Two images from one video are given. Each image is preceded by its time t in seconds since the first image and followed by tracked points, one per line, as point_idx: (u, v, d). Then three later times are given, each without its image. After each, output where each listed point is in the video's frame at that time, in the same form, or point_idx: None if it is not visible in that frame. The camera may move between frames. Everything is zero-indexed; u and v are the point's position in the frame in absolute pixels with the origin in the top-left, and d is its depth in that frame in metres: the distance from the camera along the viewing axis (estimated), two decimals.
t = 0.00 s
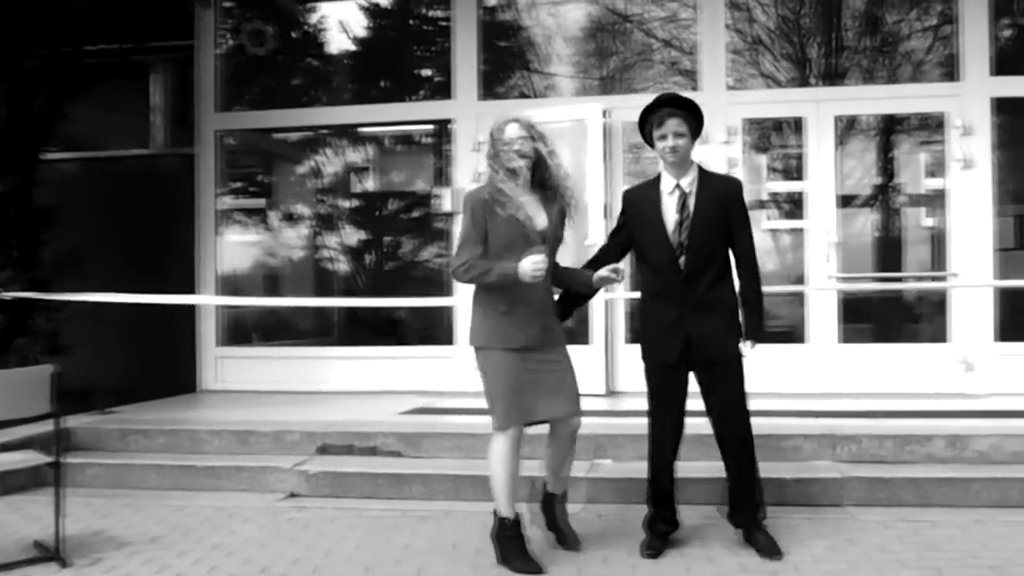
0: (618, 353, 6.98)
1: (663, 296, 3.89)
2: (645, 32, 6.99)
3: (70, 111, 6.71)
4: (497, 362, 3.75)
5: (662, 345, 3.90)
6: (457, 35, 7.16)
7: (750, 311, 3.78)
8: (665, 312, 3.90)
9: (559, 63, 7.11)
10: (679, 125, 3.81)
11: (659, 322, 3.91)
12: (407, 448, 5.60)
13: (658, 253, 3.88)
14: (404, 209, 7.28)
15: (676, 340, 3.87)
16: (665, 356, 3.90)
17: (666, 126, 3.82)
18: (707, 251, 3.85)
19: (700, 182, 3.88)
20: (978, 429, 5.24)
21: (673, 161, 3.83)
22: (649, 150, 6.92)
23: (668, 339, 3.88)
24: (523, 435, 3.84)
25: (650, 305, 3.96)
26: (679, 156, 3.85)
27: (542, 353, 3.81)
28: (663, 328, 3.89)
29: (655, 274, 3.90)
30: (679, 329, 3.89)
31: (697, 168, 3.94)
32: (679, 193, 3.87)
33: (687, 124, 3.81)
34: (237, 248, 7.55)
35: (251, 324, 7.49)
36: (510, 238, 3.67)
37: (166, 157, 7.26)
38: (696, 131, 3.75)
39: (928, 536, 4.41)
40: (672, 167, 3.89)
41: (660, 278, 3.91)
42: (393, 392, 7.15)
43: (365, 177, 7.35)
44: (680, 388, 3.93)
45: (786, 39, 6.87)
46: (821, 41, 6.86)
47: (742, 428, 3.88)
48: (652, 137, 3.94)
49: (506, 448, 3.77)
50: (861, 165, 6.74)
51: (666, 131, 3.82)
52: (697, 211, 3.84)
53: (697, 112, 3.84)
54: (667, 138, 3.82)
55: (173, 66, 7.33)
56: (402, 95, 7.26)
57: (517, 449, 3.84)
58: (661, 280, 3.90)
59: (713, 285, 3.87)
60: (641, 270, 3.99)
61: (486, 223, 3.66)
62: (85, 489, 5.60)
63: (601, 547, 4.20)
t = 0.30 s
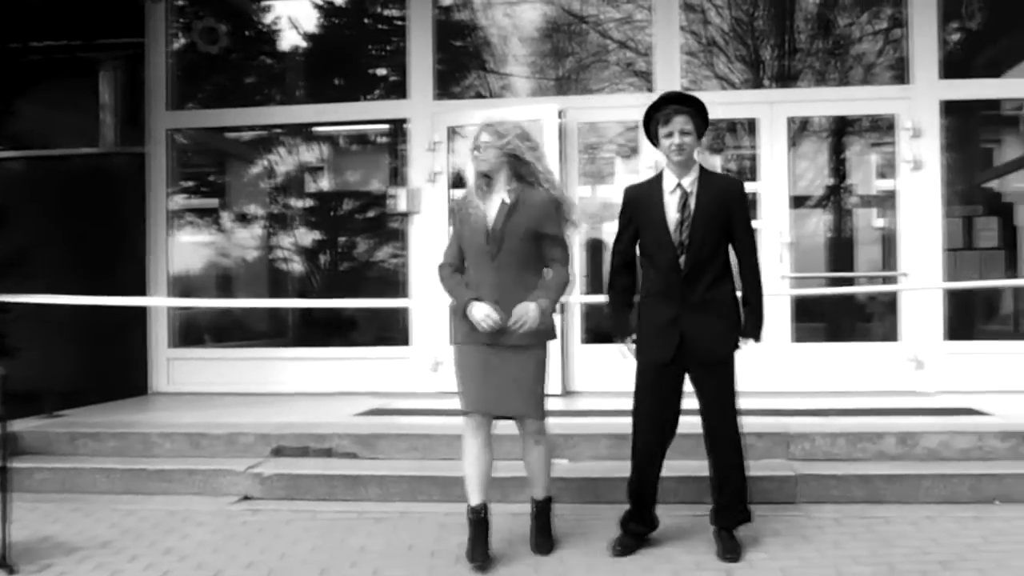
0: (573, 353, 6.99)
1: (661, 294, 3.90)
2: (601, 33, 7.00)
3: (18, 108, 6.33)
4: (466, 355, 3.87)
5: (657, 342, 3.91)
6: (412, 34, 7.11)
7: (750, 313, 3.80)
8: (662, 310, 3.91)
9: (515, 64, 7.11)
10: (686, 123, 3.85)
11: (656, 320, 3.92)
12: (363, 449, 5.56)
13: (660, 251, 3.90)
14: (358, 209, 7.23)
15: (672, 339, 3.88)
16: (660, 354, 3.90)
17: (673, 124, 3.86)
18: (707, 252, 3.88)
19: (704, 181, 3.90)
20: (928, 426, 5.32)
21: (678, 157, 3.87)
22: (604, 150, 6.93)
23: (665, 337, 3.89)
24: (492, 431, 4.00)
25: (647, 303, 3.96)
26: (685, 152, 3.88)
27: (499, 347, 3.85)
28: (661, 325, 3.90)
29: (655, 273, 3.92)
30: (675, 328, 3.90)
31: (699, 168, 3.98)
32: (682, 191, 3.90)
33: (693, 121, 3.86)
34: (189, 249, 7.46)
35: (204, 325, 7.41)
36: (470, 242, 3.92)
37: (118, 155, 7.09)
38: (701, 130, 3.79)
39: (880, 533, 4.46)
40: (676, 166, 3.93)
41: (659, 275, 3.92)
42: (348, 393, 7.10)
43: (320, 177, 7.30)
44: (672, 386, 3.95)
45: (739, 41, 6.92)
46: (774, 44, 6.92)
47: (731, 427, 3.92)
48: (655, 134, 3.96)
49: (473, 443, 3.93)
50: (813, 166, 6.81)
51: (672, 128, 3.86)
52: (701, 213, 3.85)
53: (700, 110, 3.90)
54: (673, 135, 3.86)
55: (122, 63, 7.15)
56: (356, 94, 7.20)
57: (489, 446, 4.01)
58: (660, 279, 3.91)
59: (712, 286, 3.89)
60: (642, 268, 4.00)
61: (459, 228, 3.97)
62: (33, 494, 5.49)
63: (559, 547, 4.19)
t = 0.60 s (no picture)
0: (537, 353, 6.98)
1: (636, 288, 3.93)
2: (564, 33, 7.01)
3: None
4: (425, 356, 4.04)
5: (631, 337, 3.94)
6: (374, 33, 7.08)
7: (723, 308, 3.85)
8: (638, 303, 3.94)
9: (479, 64, 7.09)
10: (655, 123, 3.89)
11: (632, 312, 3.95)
12: (325, 451, 5.53)
13: (636, 244, 3.95)
14: (320, 209, 7.20)
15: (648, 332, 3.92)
16: (635, 348, 3.94)
17: (643, 125, 3.89)
18: (681, 246, 3.91)
19: (677, 180, 3.94)
20: (887, 425, 5.37)
21: (649, 157, 3.90)
22: (567, 150, 6.94)
23: (641, 331, 3.92)
24: (430, 425, 4.37)
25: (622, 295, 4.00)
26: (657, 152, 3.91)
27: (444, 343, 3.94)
28: (638, 318, 3.93)
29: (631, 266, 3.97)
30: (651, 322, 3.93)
31: (672, 167, 4.02)
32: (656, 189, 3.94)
33: (663, 121, 3.89)
34: (149, 249, 7.34)
35: (164, 327, 7.31)
36: (428, 244, 4.10)
37: (75, 155, 7.30)
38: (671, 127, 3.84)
39: (841, 530, 4.49)
40: (648, 165, 3.97)
41: (635, 269, 3.96)
42: (311, 394, 7.05)
43: (281, 177, 7.25)
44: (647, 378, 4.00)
45: (701, 43, 6.96)
46: (736, 45, 6.95)
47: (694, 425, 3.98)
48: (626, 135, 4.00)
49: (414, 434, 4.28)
50: (774, 167, 6.86)
51: (643, 129, 3.90)
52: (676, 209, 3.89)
53: (669, 110, 3.93)
54: (643, 136, 3.89)
55: (80, 62, 7.36)
56: (318, 94, 7.16)
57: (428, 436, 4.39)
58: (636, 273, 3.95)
59: (687, 280, 3.92)
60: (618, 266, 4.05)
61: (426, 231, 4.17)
62: None
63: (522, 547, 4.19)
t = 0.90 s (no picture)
0: (506, 354, 6.99)
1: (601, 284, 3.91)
2: (532, 33, 7.02)
3: None
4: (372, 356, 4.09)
5: (600, 334, 3.93)
6: (342, 33, 7.05)
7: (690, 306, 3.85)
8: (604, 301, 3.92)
9: (447, 64, 7.09)
10: (619, 125, 3.93)
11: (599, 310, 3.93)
12: (293, 451, 5.50)
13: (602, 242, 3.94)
14: (288, 209, 7.17)
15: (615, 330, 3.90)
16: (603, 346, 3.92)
17: (607, 127, 3.93)
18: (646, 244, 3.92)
19: (642, 182, 3.96)
20: (853, 424, 5.41)
21: (614, 158, 3.93)
22: (536, 150, 6.94)
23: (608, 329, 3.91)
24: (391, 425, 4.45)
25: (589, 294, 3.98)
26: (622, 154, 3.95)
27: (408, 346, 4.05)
28: (604, 316, 3.91)
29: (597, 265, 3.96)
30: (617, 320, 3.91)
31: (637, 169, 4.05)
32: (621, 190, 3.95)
33: (627, 123, 3.93)
34: (115, 249, 7.29)
35: (129, 327, 7.28)
36: (386, 244, 4.07)
37: (38, 155, 6.94)
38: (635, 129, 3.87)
39: (807, 529, 4.52)
40: (613, 167, 4.00)
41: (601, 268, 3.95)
42: (279, 395, 7.02)
43: (248, 177, 7.22)
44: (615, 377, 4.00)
45: (670, 44, 6.98)
46: (704, 46, 6.98)
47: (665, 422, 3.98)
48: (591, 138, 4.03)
49: (375, 434, 4.36)
50: (742, 168, 6.89)
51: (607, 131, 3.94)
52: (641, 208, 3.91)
53: (634, 113, 3.98)
54: (608, 138, 3.93)
55: (44, 60, 7.06)
56: (286, 94, 7.13)
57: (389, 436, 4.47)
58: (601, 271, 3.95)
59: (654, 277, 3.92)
60: (584, 265, 4.04)
61: (374, 228, 4.11)
62: None
63: (491, 548, 4.19)
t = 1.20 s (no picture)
0: (479, 354, 6.99)
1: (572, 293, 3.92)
2: (505, 33, 7.02)
3: None
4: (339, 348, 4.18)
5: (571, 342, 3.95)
6: (313, 33, 7.04)
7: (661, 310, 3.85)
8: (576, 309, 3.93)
9: (420, 64, 7.08)
10: (594, 125, 3.93)
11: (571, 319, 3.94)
12: (265, 452, 5.49)
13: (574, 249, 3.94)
14: (260, 208, 7.14)
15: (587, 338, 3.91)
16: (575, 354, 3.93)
17: (581, 126, 3.93)
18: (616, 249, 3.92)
19: (615, 182, 3.98)
20: (825, 423, 5.43)
21: (588, 158, 3.93)
22: (509, 150, 6.94)
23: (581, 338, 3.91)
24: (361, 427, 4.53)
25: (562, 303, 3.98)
26: (597, 153, 3.95)
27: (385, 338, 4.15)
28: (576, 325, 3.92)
29: (570, 272, 3.96)
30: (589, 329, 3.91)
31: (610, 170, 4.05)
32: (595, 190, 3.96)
33: (601, 123, 3.93)
34: (84, 249, 7.25)
35: (100, 328, 7.24)
36: (358, 239, 4.17)
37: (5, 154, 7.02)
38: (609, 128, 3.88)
39: (779, 528, 4.54)
40: (587, 166, 3.99)
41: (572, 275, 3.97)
42: (253, 395, 6.99)
43: (220, 176, 7.19)
44: (586, 383, 4.06)
45: (642, 44, 7.00)
46: (676, 46, 7.00)
47: (632, 428, 4.05)
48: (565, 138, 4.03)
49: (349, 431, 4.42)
50: (714, 168, 6.91)
51: (581, 131, 3.94)
52: (613, 211, 3.92)
53: (607, 113, 3.98)
54: (583, 138, 3.93)
55: (14, 61, 7.21)
56: (258, 93, 7.11)
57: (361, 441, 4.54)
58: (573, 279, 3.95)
59: (623, 283, 3.92)
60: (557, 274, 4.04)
61: (345, 224, 4.21)
62: None
63: (463, 548, 4.19)
